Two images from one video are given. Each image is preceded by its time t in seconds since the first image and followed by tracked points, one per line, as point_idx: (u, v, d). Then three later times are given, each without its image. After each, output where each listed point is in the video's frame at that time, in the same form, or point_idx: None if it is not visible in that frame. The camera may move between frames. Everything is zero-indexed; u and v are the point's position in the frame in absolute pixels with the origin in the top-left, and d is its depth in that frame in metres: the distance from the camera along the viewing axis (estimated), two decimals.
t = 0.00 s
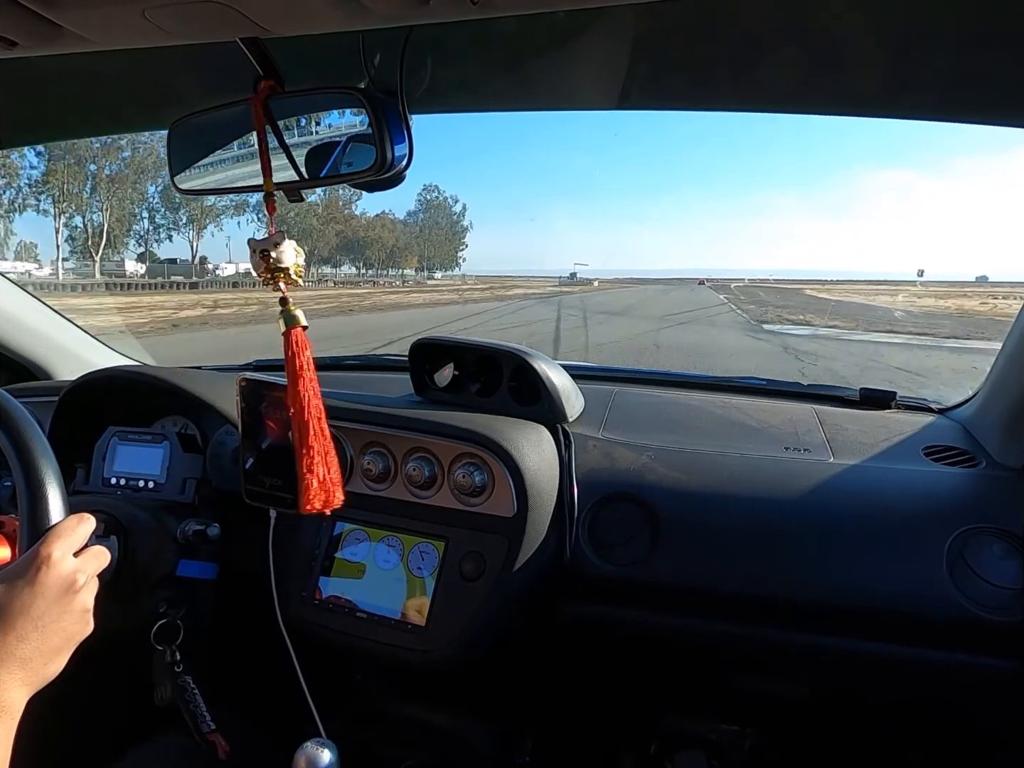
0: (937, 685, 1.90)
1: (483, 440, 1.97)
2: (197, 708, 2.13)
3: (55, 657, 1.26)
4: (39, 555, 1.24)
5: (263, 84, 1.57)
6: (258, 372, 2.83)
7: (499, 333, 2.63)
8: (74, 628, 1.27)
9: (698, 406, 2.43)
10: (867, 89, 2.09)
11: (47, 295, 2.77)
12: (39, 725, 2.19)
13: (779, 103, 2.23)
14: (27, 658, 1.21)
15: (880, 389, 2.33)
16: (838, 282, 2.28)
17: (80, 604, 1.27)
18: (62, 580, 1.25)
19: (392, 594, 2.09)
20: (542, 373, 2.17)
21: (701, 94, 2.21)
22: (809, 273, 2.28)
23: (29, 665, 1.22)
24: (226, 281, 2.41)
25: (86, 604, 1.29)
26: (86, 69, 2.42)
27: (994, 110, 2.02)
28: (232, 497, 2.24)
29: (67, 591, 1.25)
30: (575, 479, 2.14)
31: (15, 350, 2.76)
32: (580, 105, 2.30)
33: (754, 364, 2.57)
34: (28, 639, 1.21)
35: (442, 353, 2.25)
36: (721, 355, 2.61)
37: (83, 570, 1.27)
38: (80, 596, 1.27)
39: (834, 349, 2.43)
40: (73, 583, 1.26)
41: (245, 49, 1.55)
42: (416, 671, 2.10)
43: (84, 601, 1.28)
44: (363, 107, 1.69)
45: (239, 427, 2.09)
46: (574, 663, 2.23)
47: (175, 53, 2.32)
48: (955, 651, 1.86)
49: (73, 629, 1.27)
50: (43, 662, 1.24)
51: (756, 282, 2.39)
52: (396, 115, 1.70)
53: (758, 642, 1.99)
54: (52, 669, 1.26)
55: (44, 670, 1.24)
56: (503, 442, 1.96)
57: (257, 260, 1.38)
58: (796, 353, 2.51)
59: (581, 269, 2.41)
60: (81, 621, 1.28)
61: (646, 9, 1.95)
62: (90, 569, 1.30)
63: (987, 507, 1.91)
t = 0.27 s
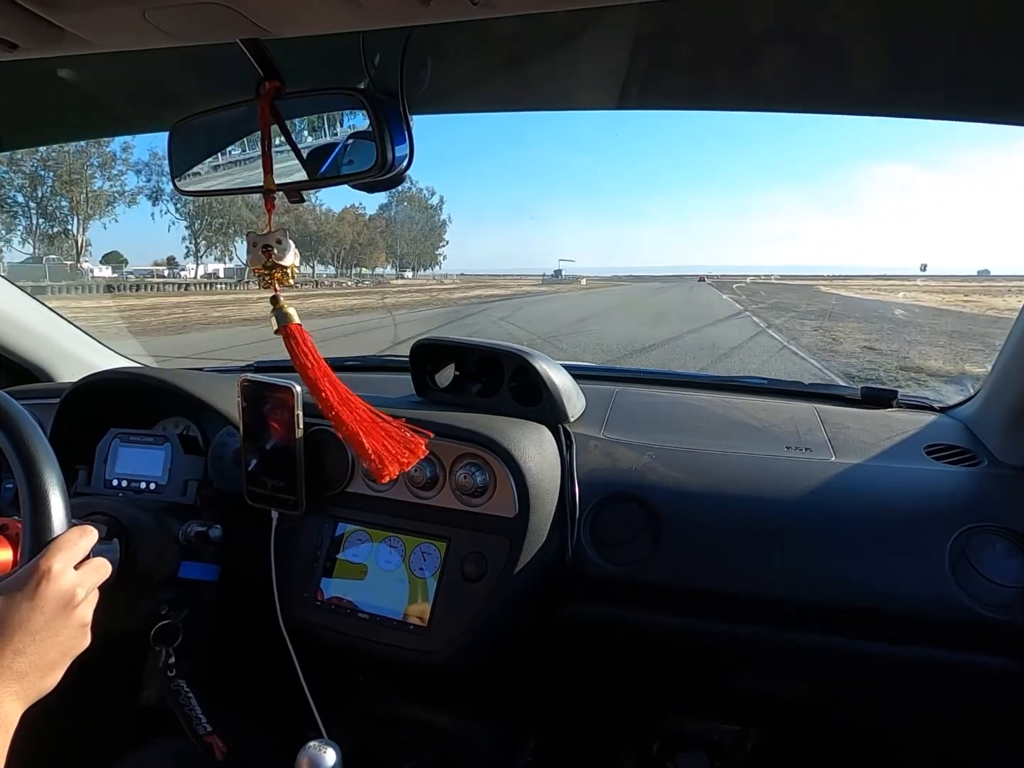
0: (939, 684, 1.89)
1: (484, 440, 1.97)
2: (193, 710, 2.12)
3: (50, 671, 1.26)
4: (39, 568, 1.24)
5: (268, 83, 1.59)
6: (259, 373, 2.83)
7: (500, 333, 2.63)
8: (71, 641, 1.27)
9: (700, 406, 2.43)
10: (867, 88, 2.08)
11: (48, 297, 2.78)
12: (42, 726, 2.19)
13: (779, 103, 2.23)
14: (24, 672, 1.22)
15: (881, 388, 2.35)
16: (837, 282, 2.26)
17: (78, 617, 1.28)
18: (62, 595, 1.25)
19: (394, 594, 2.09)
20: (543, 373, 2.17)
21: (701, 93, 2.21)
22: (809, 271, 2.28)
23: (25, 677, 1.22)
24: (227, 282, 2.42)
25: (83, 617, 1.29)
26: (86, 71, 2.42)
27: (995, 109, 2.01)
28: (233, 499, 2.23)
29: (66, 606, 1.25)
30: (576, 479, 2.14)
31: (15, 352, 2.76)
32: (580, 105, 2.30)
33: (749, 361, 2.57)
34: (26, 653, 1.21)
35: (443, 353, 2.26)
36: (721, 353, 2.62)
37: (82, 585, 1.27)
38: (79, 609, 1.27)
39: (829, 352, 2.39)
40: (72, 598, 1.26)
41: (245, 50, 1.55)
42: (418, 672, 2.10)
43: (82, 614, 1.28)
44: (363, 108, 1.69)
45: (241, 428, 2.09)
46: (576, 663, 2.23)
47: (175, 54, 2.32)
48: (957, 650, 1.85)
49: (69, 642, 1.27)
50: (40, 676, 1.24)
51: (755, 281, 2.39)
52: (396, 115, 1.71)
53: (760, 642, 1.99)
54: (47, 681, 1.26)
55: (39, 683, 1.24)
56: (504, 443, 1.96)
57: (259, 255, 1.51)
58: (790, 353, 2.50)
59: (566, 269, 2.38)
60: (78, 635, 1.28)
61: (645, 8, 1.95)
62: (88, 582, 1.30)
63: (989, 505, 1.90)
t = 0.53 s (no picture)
0: (940, 686, 1.89)
1: (484, 442, 1.97)
2: (198, 710, 2.13)
3: (57, 655, 1.25)
4: (40, 554, 1.24)
5: (265, 85, 1.62)
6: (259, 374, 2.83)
7: (500, 335, 2.63)
8: (77, 625, 1.27)
9: (699, 407, 2.43)
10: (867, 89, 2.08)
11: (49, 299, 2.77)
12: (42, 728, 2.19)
13: (778, 104, 2.23)
14: (29, 655, 1.21)
15: (882, 390, 2.30)
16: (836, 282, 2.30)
17: (82, 600, 1.27)
18: (65, 578, 1.24)
19: (394, 596, 2.09)
20: (542, 374, 2.17)
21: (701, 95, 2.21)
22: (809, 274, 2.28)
23: (32, 663, 1.21)
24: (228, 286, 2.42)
25: (87, 601, 1.29)
26: (84, 72, 2.42)
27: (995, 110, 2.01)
28: (232, 500, 2.23)
29: (69, 590, 1.24)
30: (576, 481, 2.14)
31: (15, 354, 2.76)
32: (579, 107, 2.31)
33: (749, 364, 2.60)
34: (30, 637, 1.20)
35: (444, 355, 2.26)
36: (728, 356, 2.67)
37: (85, 568, 1.27)
38: (82, 592, 1.27)
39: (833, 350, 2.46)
40: (74, 581, 1.26)
41: (245, 53, 1.55)
42: (418, 674, 2.10)
43: (86, 598, 1.28)
44: (363, 110, 1.68)
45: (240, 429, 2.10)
46: (576, 665, 2.22)
47: (175, 57, 2.32)
48: (959, 652, 1.85)
49: (76, 626, 1.27)
50: (45, 661, 1.23)
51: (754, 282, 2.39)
52: (396, 118, 1.69)
53: (761, 644, 1.98)
54: (55, 666, 1.26)
55: (46, 667, 1.24)
56: (503, 444, 1.96)
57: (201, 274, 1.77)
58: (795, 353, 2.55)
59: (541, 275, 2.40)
60: (84, 618, 1.28)
61: (645, 10, 1.95)
62: (90, 565, 1.30)
63: (989, 508, 1.90)
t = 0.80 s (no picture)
0: (938, 688, 1.89)
1: (482, 442, 1.97)
2: (193, 710, 2.12)
3: (50, 667, 1.25)
4: (37, 566, 1.24)
5: (264, 85, 1.62)
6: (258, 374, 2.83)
7: (499, 335, 2.63)
8: (71, 638, 1.27)
9: (698, 408, 2.43)
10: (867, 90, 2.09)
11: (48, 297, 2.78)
12: (39, 727, 2.19)
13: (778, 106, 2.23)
14: (23, 669, 1.21)
15: (880, 392, 2.31)
16: (840, 285, 2.29)
17: (77, 614, 1.27)
18: (61, 592, 1.24)
19: (392, 596, 2.09)
20: (541, 375, 2.17)
21: (702, 96, 2.22)
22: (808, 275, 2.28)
23: (24, 676, 1.21)
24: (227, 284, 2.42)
25: (82, 615, 1.29)
26: (85, 71, 2.43)
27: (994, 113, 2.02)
28: (231, 500, 2.23)
29: (64, 603, 1.24)
30: (575, 481, 2.14)
31: (14, 352, 2.76)
32: (580, 107, 2.31)
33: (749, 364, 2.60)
34: (23, 651, 1.20)
35: (443, 355, 2.26)
36: (728, 355, 2.65)
37: (82, 581, 1.26)
38: (77, 606, 1.27)
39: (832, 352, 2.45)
40: (70, 596, 1.26)
41: (245, 53, 1.56)
42: (416, 674, 2.10)
43: (81, 612, 1.28)
44: (364, 110, 1.68)
45: (239, 429, 2.10)
46: (574, 665, 2.22)
47: (175, 56, 2.32)
48: (956, 654, 1.85)
49: (69, 639, 1.27)
50: (38, 673, 1.24)
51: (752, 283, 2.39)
52: (396, 117, 1.69)
53: (758, 645, 1.98)
54: (47, 678, 1.26)
55: (38, 680, 1.24)
56: (502, 445, 1.96)
57: (258, 258, 1.54)
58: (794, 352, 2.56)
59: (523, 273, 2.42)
60: (78, 631, 1.28)
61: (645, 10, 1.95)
62: (87, 578, 1.29)
63: (987, 510, 1.90)
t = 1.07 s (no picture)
0: (941, 689, 1.89)
1: (484, 444, 1.97)
2: (195, 709, 2.12)
3: (54, 668, 1.25)
4: (40, 567, 1.24)
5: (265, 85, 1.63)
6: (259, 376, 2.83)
7: (500, 337, 2.62)
8: (75, 638, 1.27)
9: (699, 409, 2.43)
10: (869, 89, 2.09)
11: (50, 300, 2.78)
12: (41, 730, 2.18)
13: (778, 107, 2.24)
14: (29, 673, 1.21)
15: (880, 391, 2.31)
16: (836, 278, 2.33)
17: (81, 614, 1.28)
18: (65, 592, 1.24)
19: (393, 599, 2.09)
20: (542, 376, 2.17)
21: (702, 97, 2.22)
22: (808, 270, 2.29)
23: (28, 677, 1.21)
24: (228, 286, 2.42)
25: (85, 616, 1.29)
26: (86, 74, 2.43)
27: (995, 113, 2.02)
28: (232, 502, 2.23)
29: (67, 603, 1.24)
30: (576, 483, 2.14)
31: (14, 355, 2.75)
32: (581, 109, 2.31)
33: (751, 365, 2.58)
34: (28, 652, 1.20)
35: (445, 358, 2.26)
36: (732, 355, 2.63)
37: (84, 582, 1.27)
38: (80, 606, 1.27)
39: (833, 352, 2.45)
40: (74, 597, 1.26)
41: (247, 56, 1.56)
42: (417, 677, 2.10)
43: (85, 613, 1.28)
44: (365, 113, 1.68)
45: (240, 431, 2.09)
46: (575, 667, 2.22)
47: (176, 58, 2.33)
48: (960, 655, 1.85)
49: (73, 639, 1.27)
50: (43, 676, 1.24)
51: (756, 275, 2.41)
52: (397, 117, 1.70)
53: (761, 647, 1.98)
54: (51, 679, 1.26)
55: (43, 681, 1.24)
56: (503, 446, 1.96)
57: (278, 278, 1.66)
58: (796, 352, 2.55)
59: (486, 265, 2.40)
60: (81, 631, 1.28)
61: (646, 12, 1.95)
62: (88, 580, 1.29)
63: (989, 511, 1.90)
